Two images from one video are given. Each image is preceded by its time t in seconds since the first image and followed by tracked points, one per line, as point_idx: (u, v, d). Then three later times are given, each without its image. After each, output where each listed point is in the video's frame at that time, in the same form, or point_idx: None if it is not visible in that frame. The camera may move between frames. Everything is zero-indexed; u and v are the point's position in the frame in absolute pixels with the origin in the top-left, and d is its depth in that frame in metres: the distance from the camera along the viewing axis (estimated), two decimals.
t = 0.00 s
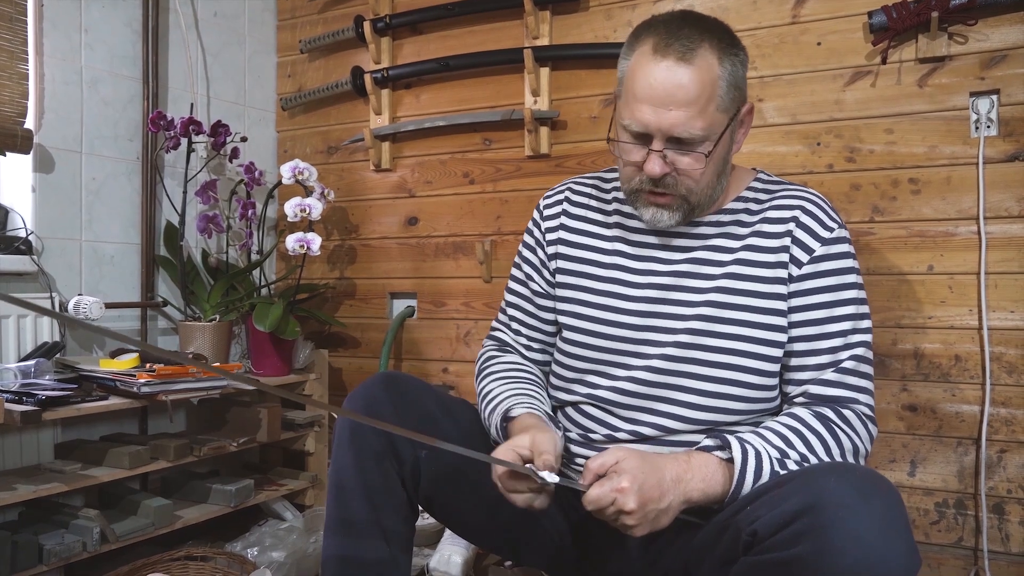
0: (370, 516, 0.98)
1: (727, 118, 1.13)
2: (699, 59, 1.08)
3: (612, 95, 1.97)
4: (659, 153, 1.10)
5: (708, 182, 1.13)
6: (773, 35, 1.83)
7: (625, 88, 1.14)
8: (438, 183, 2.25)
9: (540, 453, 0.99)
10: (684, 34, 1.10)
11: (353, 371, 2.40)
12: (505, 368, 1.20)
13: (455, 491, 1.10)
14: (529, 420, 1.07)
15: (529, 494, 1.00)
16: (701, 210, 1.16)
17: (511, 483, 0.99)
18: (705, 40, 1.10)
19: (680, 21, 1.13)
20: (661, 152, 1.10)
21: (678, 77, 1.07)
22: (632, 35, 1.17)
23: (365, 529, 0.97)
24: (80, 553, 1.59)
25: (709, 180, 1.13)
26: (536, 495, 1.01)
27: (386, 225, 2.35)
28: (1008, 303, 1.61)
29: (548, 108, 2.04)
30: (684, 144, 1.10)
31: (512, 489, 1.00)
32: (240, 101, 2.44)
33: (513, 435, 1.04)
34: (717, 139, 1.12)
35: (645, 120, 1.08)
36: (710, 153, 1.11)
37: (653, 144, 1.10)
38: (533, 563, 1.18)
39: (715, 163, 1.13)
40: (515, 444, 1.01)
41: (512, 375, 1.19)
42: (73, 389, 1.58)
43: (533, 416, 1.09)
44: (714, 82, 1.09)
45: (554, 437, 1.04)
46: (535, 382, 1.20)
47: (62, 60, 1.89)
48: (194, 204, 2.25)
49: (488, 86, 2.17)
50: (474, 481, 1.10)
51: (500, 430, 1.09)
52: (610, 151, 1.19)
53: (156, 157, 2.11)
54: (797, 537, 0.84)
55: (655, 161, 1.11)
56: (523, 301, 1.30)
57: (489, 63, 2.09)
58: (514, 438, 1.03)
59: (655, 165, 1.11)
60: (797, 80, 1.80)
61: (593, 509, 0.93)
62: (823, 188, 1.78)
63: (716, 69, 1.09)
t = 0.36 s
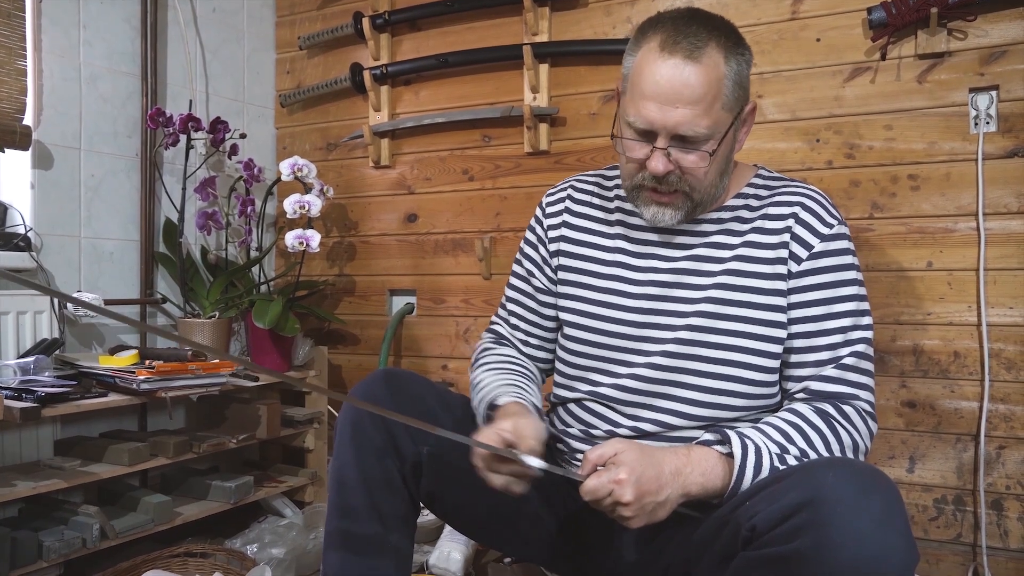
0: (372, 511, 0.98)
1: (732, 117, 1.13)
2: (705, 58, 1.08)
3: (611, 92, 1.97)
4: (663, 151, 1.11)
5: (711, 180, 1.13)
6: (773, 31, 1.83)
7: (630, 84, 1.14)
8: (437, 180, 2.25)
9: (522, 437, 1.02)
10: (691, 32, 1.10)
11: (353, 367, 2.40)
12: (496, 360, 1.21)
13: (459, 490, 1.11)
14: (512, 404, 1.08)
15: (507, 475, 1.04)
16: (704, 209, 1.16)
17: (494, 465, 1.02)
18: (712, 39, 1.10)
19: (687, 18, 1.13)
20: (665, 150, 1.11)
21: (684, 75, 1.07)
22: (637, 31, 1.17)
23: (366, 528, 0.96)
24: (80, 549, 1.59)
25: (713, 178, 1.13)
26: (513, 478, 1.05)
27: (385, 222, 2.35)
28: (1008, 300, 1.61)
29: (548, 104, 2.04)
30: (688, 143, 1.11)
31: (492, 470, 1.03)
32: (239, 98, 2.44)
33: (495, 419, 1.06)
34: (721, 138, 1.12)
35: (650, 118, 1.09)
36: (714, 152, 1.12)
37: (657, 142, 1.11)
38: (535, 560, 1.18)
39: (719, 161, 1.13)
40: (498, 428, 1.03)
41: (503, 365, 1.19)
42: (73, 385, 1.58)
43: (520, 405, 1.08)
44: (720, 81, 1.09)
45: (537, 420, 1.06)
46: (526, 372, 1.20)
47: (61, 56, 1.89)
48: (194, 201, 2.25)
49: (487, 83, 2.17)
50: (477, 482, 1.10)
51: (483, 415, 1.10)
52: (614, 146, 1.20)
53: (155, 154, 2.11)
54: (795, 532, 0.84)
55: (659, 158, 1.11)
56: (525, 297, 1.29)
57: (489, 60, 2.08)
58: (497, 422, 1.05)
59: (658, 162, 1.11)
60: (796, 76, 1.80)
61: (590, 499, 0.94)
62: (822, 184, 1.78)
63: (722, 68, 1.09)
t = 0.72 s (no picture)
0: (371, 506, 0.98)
1: (728, 117, 1.12)
2: (701, 58, 1.08)
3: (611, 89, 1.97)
4: (660, 151, 1.11)
5: (709, 180, 1.13)
6: (773, 29, 1.83)
7: (627, 85, 1.14)
8: (437, 177, 2.25)
9: (496, 420, 1.02)
10: (687, 32, 1.10)
11: (353, 364, 2.41)
12: (489, 353, 1.21)
13: (458, 487, 1.10)
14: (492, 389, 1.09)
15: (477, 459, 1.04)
16: (701, 209, 1.16)
17: (466, 446, 1.02)
18: (708, 39, 1.10)
19: (683, 19, 1.13)
20: (662, 149, 1.11)
21: (680, 75, 1.07)
22: (635, 32, 1.17)
23: (366, 523, 0.96)
24: (79, 545, 1.59)
25: (710, 178, 1.13)
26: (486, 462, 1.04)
27: (385, 220, 2.35)
28: (1007, 299, 1.61)
29: (548, 102, 2.04)
30: (685, 142, 1.10)
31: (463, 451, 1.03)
32: (238, 94, 2.43)
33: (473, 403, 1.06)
34: (718, 137, 1.12)
35: (647, 117, 1.09)
36: (711, 152, 1.11)
37: (655, 142, 1.11)
38: (535, 557, 1.18)
39: (715, 161, 1.13)
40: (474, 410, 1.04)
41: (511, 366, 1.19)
42: (72, 381, 1.58)
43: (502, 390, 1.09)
44: (716, 81, 1.09)
45: (516, 406, 1.06)
46: (517, 367, 1.21)
47: (60, 53, 1.89)
48: (194, 198, 2.25)
49: (488, 80, 2.17)
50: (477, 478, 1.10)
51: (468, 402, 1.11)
52: (612, 146, 1.20)
53: (155, 150, 2.11)
54: (795, 528, 0.84)
55: (656, 158, 1.11)
56: (523, 294, 1.29)
57: (489, 57, 2.08)
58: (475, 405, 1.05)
59: (655, 162, 1.11)
60: (796, 74, 1.80)
61: (590, 494, 0.94)
62: (822, 183, 1.78)
63: (718, 68, 1.09)
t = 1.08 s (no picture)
0: (370, 504, 0.97)
1: (731, 115, 1.12)
2: (704, 58, 1.08)
3: (612, 87, 1.97)
4: (663, 150, 1.11)
5: (711, 178, 1.13)
6: (774, 27, 1.83)
7: (629, 84, 1.13)
8: (437, 173, 2.25)
9: (504, 427, 1.02)
10: (689, 32, 1.09)
11: (352, 361, 2.41)
12: (487, 354, 1.21)
13: (456, 482, 1.10)
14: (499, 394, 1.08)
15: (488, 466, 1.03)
16: (702, 205, 1.16)
17: (474, 453, 1.02)
18: (710, 38, 1.10)
19: (684, 18, 1.12)
20: (665, 148, 1.10)
21: (683, 75, 1.06)
22: (635, 31, 1.17)
23: (364, 521, 0.96)
24: (78, 540, 1.59)
25: (713, 176, 1.13)
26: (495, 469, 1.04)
27: (384, 216, 2.35)
28: (1007, 298, 1.61)
29: (548, 99, 2.04)
30: (688, 141, 1.10)
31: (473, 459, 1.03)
32: (238, 90, 2.43)
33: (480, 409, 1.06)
34: (721, 136, 1.12)
35: (650, 117, 1.08)
36: (714, 150, 1.11)
37: (657, 141, 1.11)
38: (532, 553, 1.18)
39: (718, 159, 1.13)
40: (482, 416, 1.03)
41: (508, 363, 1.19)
42: (71, 376, 1.58)
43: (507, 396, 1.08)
44: (718, 80, 1.09)
45: (523, 411, 1.05)
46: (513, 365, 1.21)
47: (60, 47, 1.88)
48: (193, 193, 2.25)
49: (488, 77, 2.16)
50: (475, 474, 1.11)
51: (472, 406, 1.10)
52: (614, 145, 1.20)
53: (155, 145, 2.10)
54: (791, 525, 0.85)
55: (659, 157, 1.11)
56: (522, 290, 1.29)
57: (490, 54, 2.08)
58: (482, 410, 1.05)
59: (658, 161, 1.11)
60: (797, 72, 1.80)
61: (586, 496, 0.94)
62: (822, 181, 1.78)
63: (721, 66, 1.09)
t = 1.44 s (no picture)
0: (371, 504, 0.97)
1: (735, 113, 1.13)
2: (710, 55, 1.08)
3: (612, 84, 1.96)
4: (667, 147, 1.11)
5: (714, 176, 1.13)
6: (773, 24, 1.82)
7: (634, 79, 1.13)
8: (438, 172, 2.25)
9: (542, 435, 1.02)
10: (696, 29, 1.09)
11: (353, 360, 2.41)
12: (487, 353, 1.21)
13: (457, 481, 1.10)
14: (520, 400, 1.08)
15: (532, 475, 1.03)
16: (704, 203, 1.16)
17: (514, 461, 1.02)
18: (717, 36, 1.10)
19: (691, 14, 1.12)
20: (670, 146, 1.11)
21: (689, 72, 1.06)
22: (641, 25, 1.17)
23: (365, 520, 0.96)
24: (82, 540, 1.59)
25: (716, 174, 1.13)
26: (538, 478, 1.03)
27: (386, 215, 2.35)
28: (1009, 293, 1.61)
29: (548, 97, 2.04)
30: (693, 139, 1.10)
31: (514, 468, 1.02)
32: (239, 89, 2.43)
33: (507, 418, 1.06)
34: (726, 134, 1.12)
35: (655, 114, 1.08)
36: (718, 148, 1.11)
37: (662, 138, 1.11)
38: (534, 551, 1.18)
39: (721, 157, 1.13)
40: (516, 425, 1.03)
41: (510, 362, 1.19)
42: (74, 376, 1.59)
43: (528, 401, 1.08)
44: (725, 78, 1.09)
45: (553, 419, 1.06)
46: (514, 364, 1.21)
47: (60, 48, 1.88)
48: (194, 193, 2.25)
49: (488, 75, 2.16)
50: (475, 473, 1.11)
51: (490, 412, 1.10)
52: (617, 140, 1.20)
53: (155, 146, 2.10)
54: (795, 525, 0.85)
55: (664, 154, 1.11)
56: (522, 290, 1.29)
57: (490, 52, 2.08)
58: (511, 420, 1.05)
59: (662, 158, 1.11)
60: (797, 68, 1.80)
61: (593, 494, 0.94)
62: (823, 178, 1.77)
63: (727, 65, 1.09)
